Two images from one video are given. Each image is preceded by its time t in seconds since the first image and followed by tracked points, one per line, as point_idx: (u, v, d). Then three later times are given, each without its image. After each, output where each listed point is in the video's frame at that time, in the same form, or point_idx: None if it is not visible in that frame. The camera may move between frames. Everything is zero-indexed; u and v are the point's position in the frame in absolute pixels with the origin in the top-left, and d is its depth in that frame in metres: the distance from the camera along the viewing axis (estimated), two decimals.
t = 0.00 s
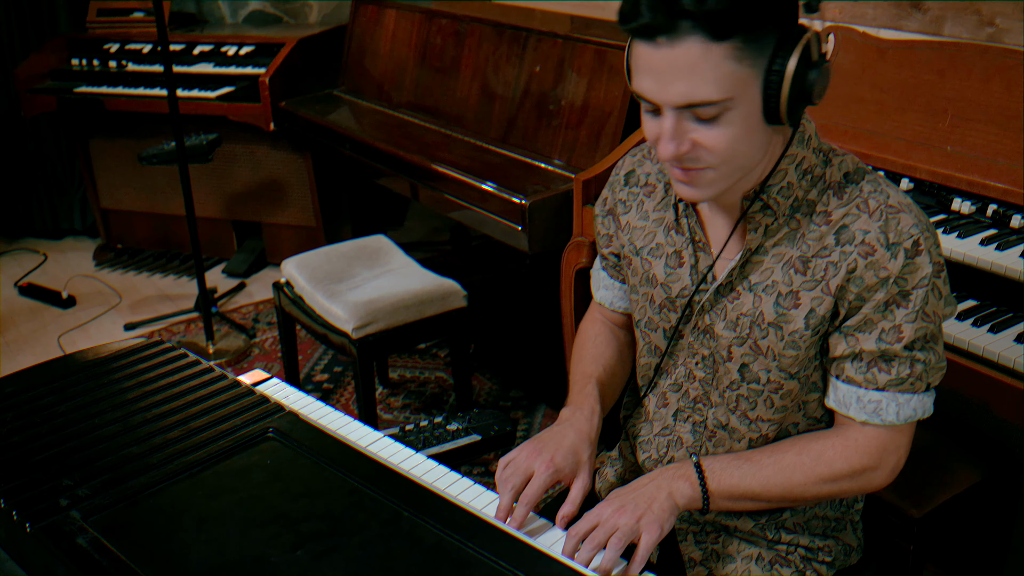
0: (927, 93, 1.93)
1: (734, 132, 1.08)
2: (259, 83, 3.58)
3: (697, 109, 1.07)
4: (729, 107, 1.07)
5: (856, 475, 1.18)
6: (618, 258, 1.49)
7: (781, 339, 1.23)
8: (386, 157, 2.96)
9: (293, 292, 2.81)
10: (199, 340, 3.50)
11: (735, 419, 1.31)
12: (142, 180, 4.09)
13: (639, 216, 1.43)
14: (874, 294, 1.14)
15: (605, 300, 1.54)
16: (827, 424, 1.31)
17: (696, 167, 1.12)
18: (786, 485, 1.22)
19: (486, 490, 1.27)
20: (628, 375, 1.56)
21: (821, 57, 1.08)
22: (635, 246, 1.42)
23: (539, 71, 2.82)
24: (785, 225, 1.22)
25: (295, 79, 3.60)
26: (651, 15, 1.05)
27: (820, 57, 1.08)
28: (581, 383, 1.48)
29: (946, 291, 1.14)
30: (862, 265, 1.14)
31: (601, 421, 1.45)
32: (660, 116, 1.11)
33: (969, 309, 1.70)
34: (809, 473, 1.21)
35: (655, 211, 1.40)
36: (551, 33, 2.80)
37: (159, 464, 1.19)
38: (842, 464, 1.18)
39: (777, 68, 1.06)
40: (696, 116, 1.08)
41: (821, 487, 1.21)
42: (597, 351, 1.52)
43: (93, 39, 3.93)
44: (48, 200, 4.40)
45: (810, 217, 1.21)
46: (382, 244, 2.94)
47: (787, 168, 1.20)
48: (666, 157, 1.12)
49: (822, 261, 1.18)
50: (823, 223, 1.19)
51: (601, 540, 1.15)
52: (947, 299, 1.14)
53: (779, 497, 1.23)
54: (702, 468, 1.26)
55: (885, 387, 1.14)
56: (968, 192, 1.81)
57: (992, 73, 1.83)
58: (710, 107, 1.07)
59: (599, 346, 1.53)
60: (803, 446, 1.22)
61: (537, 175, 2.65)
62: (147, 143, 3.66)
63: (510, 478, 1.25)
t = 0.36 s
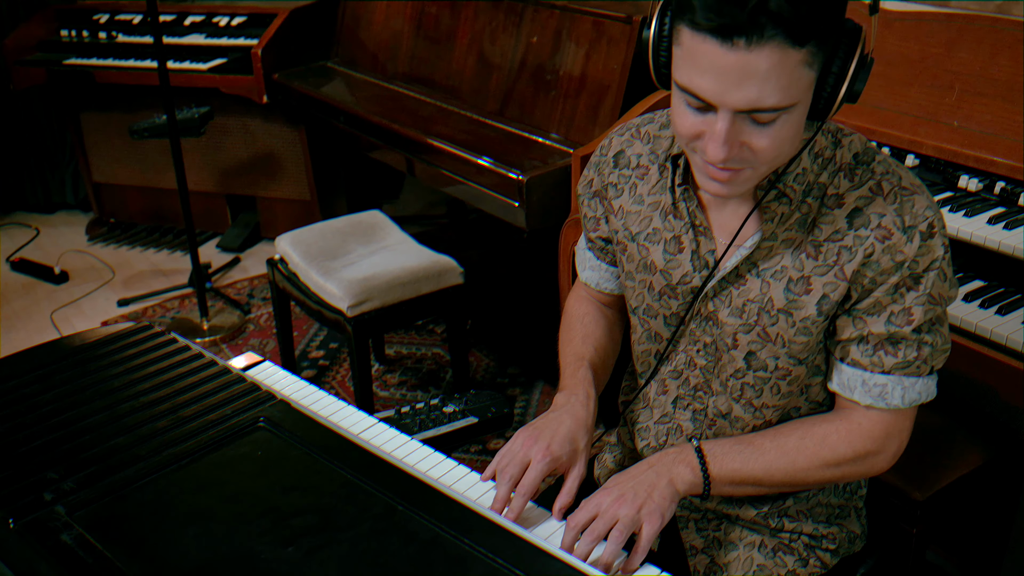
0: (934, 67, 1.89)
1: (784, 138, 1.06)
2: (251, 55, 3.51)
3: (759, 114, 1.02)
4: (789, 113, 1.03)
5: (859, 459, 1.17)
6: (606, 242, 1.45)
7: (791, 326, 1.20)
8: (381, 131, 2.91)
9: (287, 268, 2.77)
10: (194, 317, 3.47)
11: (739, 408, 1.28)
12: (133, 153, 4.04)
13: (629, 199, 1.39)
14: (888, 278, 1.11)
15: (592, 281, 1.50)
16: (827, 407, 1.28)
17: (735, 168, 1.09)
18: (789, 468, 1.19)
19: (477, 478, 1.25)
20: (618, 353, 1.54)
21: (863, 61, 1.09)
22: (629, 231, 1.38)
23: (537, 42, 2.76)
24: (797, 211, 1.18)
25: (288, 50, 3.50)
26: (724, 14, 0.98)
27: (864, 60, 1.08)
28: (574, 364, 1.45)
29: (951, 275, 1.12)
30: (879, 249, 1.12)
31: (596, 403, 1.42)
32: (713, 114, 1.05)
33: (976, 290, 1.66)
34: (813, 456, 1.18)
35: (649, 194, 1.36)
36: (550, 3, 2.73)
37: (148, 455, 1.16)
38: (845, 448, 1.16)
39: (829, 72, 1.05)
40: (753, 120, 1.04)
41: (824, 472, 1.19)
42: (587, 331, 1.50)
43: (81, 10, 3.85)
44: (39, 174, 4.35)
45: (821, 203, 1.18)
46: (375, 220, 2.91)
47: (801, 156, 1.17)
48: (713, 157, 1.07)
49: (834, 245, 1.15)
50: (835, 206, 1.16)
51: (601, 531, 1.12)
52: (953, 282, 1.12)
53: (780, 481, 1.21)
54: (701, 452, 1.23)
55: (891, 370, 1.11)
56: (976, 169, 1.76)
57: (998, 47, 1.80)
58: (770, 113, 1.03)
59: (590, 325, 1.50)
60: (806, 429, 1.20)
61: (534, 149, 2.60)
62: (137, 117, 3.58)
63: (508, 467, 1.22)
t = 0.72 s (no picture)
0: (940, 44, 1.84)
1: (706, 78, 1.00)
2: (238, 25, 3.42)
3: (663, 48, 0.98)
4: (701, 49, 0.97)
5: (868, 467, 1.12)
6: (610, 226, 1.39)
7: (785, 325, 1.14)
8: (370, 105, 2.83)
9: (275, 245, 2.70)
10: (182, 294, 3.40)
11: (735, 405, 1.23)
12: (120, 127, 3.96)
13: (631, 181, 1.33)
14: (891, 281, 1.05)
15: (600, 269, 1.45)
16: (837, 407, 1.23)
17: (668, 113, 1.04)
18: (792, 475, 1.15)
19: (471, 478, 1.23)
20: (623, 350, 1.49)
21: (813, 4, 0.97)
22: (628, 215, 1.32)
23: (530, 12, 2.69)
24: (791, 199, 1.13)
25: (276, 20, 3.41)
26: None
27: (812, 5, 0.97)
28: (572, 363, 1.41)
29: (971, 275, 1.04)
30: (879, 250, 1.05)
31: (591, 404, 1.37)
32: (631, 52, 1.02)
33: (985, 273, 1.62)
34: (818, 464, 1.13)
35: (650, 177, 1.30)
36: None
37: (117, 456, 1.10)
38: (853, 456, 1.11)
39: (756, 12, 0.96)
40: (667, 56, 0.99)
41: (829, 479, 1.14)
42: (591, 327, 1.45)
43: None
44: (25, 149, 4.27)
45: (820, 192, 1.11)
46: (368, 196, 2.84)
47: (794, 141, 1.11)
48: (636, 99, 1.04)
49: (833, 242, 1.09)
50: (834, 200, 1.10)
51: (591, 532, 1.07)
52: (975, 283, 1.05)
53: (785, 487, 1.17)
54: (698, 451, 1.19)
55: (902, 378, 1.06)
56: (982, 146, 1.71)
57: (1010, 16, 1.75)
58: (678, 48, 0.98)
59: (592, 320, 1.45)
60: (811, 434, 1.15)
61: (528, 124, 2.53)
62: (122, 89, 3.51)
63: (491, 467, 1.16)
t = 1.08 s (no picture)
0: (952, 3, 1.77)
1: (716, 35, 0.93)
2: None
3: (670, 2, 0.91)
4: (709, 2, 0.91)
5: (878, 445, 1.05)
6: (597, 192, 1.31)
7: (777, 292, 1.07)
8: (357, 64, 2.74)
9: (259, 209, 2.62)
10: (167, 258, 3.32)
11: (727, 379, 1.16)
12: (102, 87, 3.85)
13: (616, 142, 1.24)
14: (891, 244, 0.97)
15: (583, 239, 1.38)
16: (840, 386, 1.16)
17: (672, 76, 0.97)
18: (791, 456, 1.08)
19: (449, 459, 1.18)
20: (607, 326, 1.42)
21: None
22: (612, 176, 1.24)
23: None
24: (784, 156, 1.05)
25: None
26: None
27: None
28: (556, 344, 1.34)
29: (981, 239, 0.97)
30: (876, 209, 0.97)
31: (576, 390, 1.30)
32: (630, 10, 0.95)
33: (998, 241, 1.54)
34: (819, 443, 1.07)
35: (637, 137, 1.22)
36: None
37: (69, 443, 1.03)
38: (856, 435, 1.05)
39: None
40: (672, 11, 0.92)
41: (832, 459, 1.08)
42: (574, 306, 1.38)
43: None
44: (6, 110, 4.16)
45: (813, 147, 1.03)
46: (355, 158, 2.75)
47: (788, 90, 1.02)
48: (637, 61, 0.96)
49: (828, 202, 1.01)
50: (830, 156, 1.01)
51: (580, 522, 1.01)
52: (983, 247, 0.97)
53: (783, 469, 1.10)
54: (692, 433, 1.12)
55: (909, 350, 0.99)
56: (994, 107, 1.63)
57: None
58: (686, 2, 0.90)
59: (576, 299, 1.38)
60: (812, 412, 1.08)
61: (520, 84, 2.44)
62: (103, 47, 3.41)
63: (473, 458, 1.11)
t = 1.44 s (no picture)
0: None
1: None
2: None
3: None
4: None
5: (886, 408, 0.98)
6: (593, 133, 1.21)
7: (797, 239, 0.99)
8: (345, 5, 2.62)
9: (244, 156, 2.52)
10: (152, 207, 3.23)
11: (736, 333, 1.08)
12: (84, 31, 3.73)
13: (616, 80, 1.15)
14: (922, 187, 0.89)
15: (577, 186, 1.28)
16: (848, 343, 1.08)
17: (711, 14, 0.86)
18: (798, 419, 1.00)
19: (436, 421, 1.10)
20: (602, 275, 1.34)
21: None
22: (614, 116, 1.15)
23: None
24: (809, 95, 0.95)
25: None
26: None
27: None
28: (552, 297, 1.26)
29: (1008, 186, 0.89)
30: (910, 149, 0.89)
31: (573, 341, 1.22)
32: None
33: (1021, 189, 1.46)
34: (826, 404, 0.99)
35: (640, 74, 1.12)
36: None
37: (21, 407, 0.95)
38: (868, 396, 0.97)
39: None
40: None
41: (842, 422, 1.00)
42: (568, 254, 1.29)
43: None
44: None
45: (842, 86, 0.94)
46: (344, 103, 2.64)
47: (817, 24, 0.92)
48: None
49: (855, 143, 0.93)
50: (859, 92, 0.93)
51: (570, 489, 0.93)
52: (1009, 195, 0.89)
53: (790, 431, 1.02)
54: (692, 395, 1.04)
55: (925, 303, 0.91)
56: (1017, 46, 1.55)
57: None
58: None
59: (570, 246, 1.29)
60: (819, 370, 1.00)
61: (514, 24, 2.33)
62: None
63: (463, 417, 1.04)
